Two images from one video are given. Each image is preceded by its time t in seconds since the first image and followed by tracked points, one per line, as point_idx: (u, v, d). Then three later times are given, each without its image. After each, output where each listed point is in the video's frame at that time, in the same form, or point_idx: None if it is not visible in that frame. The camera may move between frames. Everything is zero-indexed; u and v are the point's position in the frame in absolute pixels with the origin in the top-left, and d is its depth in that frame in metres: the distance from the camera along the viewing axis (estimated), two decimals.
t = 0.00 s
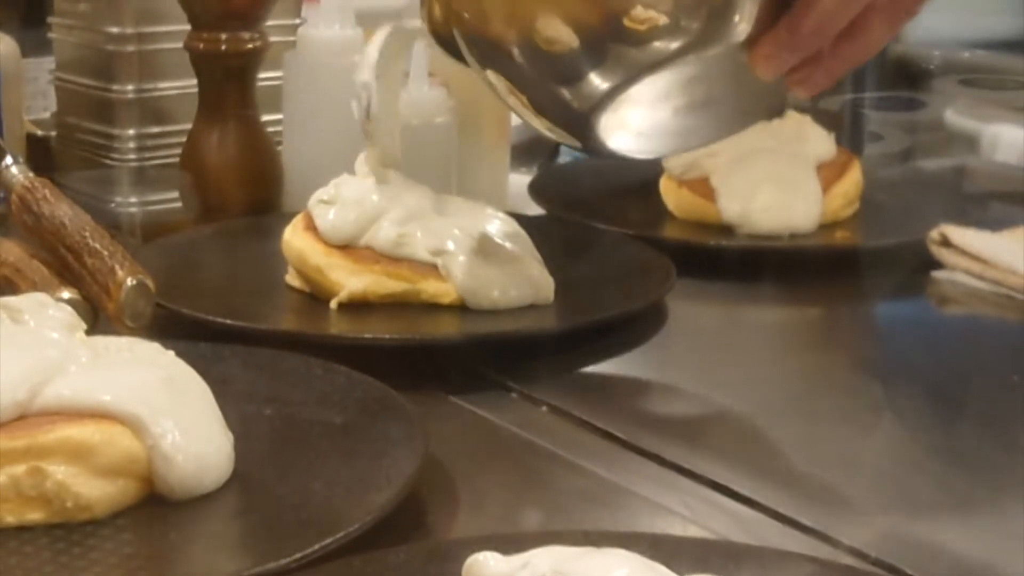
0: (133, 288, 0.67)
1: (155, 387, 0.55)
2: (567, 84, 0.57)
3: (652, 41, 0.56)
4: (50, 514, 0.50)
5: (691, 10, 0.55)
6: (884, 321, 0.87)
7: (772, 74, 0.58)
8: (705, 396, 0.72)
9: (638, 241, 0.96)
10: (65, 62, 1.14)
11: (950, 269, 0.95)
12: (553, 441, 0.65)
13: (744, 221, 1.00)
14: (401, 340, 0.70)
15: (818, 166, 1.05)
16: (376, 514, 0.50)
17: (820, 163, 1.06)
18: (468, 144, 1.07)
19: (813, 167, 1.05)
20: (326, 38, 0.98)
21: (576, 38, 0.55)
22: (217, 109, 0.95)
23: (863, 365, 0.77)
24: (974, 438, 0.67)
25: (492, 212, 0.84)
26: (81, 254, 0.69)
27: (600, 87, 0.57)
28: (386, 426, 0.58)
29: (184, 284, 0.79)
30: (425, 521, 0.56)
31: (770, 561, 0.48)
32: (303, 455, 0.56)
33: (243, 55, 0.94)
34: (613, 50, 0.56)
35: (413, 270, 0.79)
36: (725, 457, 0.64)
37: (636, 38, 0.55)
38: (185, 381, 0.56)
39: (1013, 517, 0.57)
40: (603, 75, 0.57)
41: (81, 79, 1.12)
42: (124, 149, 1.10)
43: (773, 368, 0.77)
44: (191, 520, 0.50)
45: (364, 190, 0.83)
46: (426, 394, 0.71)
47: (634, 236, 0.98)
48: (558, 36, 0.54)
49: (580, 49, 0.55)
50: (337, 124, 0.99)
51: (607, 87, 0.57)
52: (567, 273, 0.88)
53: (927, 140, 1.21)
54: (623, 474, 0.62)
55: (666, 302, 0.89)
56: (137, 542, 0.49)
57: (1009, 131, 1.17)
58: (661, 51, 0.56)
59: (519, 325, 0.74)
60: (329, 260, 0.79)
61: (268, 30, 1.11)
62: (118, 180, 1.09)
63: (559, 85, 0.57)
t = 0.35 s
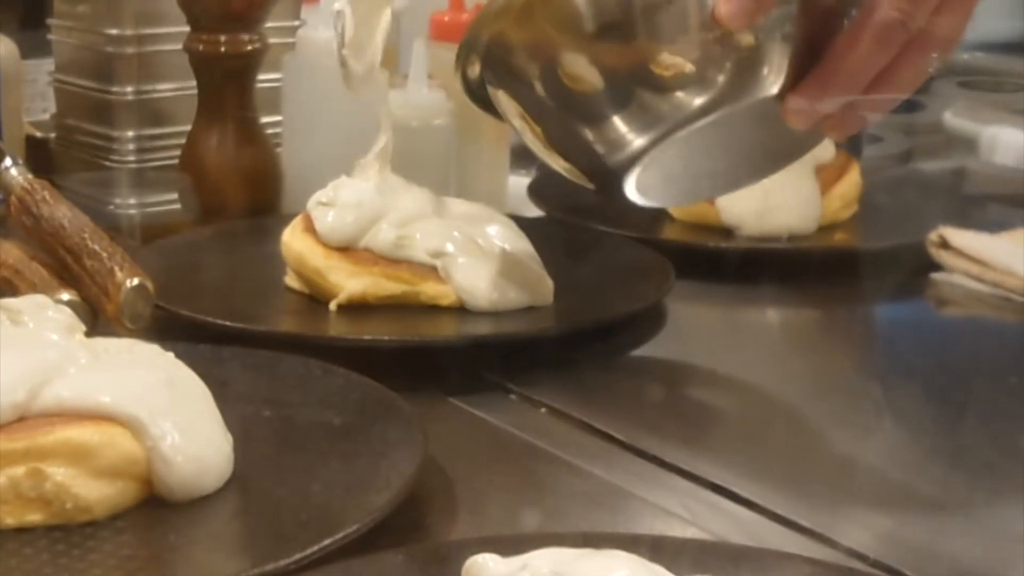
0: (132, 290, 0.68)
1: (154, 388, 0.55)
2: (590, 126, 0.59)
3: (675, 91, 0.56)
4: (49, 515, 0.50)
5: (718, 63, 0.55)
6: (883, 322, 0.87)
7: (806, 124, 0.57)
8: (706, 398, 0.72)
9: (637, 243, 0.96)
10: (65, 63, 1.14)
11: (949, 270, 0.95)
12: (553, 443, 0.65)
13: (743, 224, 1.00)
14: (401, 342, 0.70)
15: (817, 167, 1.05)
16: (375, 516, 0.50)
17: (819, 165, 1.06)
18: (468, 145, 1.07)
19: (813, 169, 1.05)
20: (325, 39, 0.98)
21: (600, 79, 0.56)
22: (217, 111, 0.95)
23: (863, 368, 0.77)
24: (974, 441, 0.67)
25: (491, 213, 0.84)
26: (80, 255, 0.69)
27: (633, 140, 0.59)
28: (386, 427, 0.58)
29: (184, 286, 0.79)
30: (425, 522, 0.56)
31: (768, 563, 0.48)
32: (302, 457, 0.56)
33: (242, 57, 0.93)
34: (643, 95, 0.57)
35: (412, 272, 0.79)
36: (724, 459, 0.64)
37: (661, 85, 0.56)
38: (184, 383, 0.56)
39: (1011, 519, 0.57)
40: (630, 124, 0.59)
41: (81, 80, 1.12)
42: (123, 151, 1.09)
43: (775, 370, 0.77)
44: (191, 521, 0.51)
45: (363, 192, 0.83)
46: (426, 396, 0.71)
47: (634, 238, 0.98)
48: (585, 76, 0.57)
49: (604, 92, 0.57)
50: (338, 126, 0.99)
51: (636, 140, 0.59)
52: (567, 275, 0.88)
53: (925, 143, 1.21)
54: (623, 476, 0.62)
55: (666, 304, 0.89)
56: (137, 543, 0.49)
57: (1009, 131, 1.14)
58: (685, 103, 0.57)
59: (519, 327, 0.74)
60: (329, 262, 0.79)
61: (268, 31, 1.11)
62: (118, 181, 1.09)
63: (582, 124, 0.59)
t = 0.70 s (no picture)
0: (124, 289, 0.67)
1: (146, 388, 0.55)
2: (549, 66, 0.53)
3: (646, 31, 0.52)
4: (40, 513, 0.51)
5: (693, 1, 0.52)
6: (874, 320, 0.87)
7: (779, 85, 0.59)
8: (699, 396, 0.72)
9: (629, 241, 0.96)
10: (56, 62, 1.14)
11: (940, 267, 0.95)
12: (544, 440, 0.65)
13: (734, 224, 1.01)
14: (393, 340, 0.70)
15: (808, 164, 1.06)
16: (367, 515, 0.50)
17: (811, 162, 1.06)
18: (459, 143, 1.07)
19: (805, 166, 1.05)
20: (318, 37, 0.98)
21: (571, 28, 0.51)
22: (210, 109, 0.95)
23: (856, 365, 0.78)
24: (966, 439, 0.67)
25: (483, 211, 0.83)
26: (72, 254, 0.69)
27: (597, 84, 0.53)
28: (378, 426, 0.58)
29: (175, 284, 0.79)
30: (417, 520, 0.56)
31: (759, 559, 0.48)
32: (294, 456, 0.56)
33: (234, 55, 0.93)
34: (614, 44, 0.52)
35: (405, 270, 0.79)
36: (718, 458, 0.64)
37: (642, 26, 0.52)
38: (176, 381, 0.56)
39: (1004, 517, 0.58)
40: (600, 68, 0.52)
41: (72, 79, 1.12)
42: (114, 149, 1.09)
43: (767, 368, 0.77)
44: (183, 521, 0.51)
45: (354, 191, 0.83)
46: (417, 394, 0.71)
47: (626, 236, 0.98)
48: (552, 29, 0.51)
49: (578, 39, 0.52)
50: (330, 125, 0.99)
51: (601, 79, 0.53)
52: (559, 272, 0.88)
53: (916, 141, 1.22)
54: (615, 474, 0.62)
55: (657, 301, 0.90)
56: (130, 543, 0.49)
57: (1001, 130, 1.17)
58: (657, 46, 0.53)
59: (511, 326, 0.74)
60: (322, 260, 0.79)
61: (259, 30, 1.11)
62: (108, 180, 1.09)
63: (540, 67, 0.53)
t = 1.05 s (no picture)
0: (121, 288, 0.68)
1: (143, 386, 0.55)
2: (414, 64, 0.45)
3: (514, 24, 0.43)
4: (38, 511, 0.51)
5: None
6: (871, 318, 0.87)
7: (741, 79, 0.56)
8: (694, 394, 0.72)
9: (626, 239, 0.96)
10: (54, 62, 1.14)
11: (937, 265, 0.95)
12: (541, 438, 0.66)
13: (732, 221, 1.00)
14: (390, 339, 0.70)
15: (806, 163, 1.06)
16: (363, 513, 0.50)
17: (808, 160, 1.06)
18: (457, 142, 1.07)
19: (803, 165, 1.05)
20: (315, 37, 0.99)
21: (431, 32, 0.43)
22: (207, 109, 0.96)
23: (852, 363, 0.78)
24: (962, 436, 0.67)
25: (481, 210, 0.84)
26: (69, 253, 0.69)
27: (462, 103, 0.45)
28: (374, 424, 0.59)
29: (173, 283, 0.79)
30: (413, 517, 0.56)
31: (752, 554, 0.48)
32: (292, 454, 0.56)
33: (231, 55, 0.94)
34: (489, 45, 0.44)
35: (402, 269, 0.79)
36: (716, 456, 0.64)
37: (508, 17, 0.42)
38: (173, 379, 0.57)
39: (1002, 515, 0.58)
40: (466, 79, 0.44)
41: (69, 78, 1.12)
42: (112, 148, 1.10)
43: (764, 366, 0.77)
44: (180, 518, 0.51)
45: (351, 190, 0.83)
46: (414, 392, 0.71)
47: (624, 234, 0.98)
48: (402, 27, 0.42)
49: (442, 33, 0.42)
50: (327, 123, 0.99)
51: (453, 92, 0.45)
52: (556, 270, 0.88)
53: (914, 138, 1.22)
54: (612, 472, 0.62)
55: (654, 299, 0.90)
56: (126, 540, 0.49)
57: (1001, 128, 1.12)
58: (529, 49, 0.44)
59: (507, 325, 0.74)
60: (318, 260, 0.79)
61: (257, 29, 1.11)
62: (105, 179, 1.09)
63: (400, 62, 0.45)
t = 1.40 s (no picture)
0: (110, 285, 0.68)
1: (133, 383, 0.55)
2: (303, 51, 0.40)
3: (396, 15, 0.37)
4: (27, 508, 0.51)
5: None
6: (862, 314, 0.87)
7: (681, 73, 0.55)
8: (684, 390, 0.72)
9: (617, 236, 0.96)
10: (44, 60, 1.14)
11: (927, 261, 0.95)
12: (530, 434, 0.66)
13: (724, 216, 1.00)
14: (382, 336, 0.70)
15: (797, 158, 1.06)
16: (353, 509, 0.50)
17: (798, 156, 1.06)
18: (448, 139, 1.07)
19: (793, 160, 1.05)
20: (306, 33, 0.98)
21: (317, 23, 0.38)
22: (197, 106, 0.95)
23: (842, 359, 0.78)
24: (950, 431, 0.67)
25: (471, 206, 0.84)
26: (59, 251, 0.69)
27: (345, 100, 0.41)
28: (364, 421, 0.59)
29: (163, 281, 0.79)
30: (403, 513, 0.56)
31: (742, 549, 0.48)
32: (281, 451, 0.56)
33: (223, 52, 0.93)
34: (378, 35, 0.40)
35: (392, 266, 0.79)
36: (705, 451, 0.64)
37: None
38: (162, 376, 0.56)
39: (991, 510, 0.58)
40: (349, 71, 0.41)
41: (59, 76, 1.12)
42: (102, 146, 1.09)
43: (753, 362, 0.77)
44: (170, 515, 0.51)
45: (340, 187, 0.83)
46: (404, 389, 0.71)
47: (614, 231, 0.98)
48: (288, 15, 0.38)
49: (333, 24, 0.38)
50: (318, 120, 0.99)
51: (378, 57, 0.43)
52: (547, 267, 0.88)
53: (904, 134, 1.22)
54: (603, 468, 0.62)
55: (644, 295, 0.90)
56: (116, 537, 0.49)
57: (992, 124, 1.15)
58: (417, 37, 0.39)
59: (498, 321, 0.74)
60: (308, 257, 0.79)
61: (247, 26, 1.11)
62: (94, 177, 1.09)
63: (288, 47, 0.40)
